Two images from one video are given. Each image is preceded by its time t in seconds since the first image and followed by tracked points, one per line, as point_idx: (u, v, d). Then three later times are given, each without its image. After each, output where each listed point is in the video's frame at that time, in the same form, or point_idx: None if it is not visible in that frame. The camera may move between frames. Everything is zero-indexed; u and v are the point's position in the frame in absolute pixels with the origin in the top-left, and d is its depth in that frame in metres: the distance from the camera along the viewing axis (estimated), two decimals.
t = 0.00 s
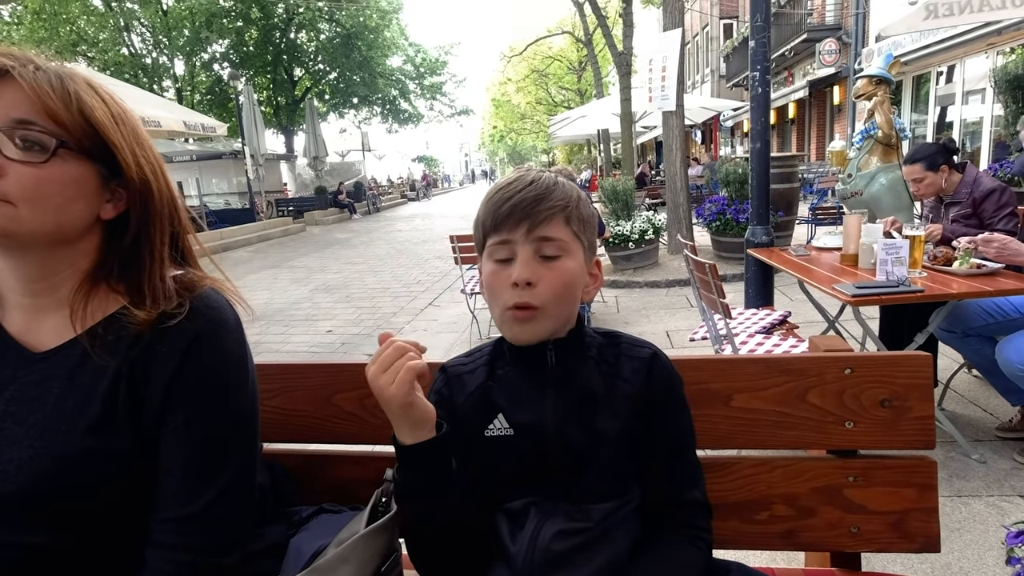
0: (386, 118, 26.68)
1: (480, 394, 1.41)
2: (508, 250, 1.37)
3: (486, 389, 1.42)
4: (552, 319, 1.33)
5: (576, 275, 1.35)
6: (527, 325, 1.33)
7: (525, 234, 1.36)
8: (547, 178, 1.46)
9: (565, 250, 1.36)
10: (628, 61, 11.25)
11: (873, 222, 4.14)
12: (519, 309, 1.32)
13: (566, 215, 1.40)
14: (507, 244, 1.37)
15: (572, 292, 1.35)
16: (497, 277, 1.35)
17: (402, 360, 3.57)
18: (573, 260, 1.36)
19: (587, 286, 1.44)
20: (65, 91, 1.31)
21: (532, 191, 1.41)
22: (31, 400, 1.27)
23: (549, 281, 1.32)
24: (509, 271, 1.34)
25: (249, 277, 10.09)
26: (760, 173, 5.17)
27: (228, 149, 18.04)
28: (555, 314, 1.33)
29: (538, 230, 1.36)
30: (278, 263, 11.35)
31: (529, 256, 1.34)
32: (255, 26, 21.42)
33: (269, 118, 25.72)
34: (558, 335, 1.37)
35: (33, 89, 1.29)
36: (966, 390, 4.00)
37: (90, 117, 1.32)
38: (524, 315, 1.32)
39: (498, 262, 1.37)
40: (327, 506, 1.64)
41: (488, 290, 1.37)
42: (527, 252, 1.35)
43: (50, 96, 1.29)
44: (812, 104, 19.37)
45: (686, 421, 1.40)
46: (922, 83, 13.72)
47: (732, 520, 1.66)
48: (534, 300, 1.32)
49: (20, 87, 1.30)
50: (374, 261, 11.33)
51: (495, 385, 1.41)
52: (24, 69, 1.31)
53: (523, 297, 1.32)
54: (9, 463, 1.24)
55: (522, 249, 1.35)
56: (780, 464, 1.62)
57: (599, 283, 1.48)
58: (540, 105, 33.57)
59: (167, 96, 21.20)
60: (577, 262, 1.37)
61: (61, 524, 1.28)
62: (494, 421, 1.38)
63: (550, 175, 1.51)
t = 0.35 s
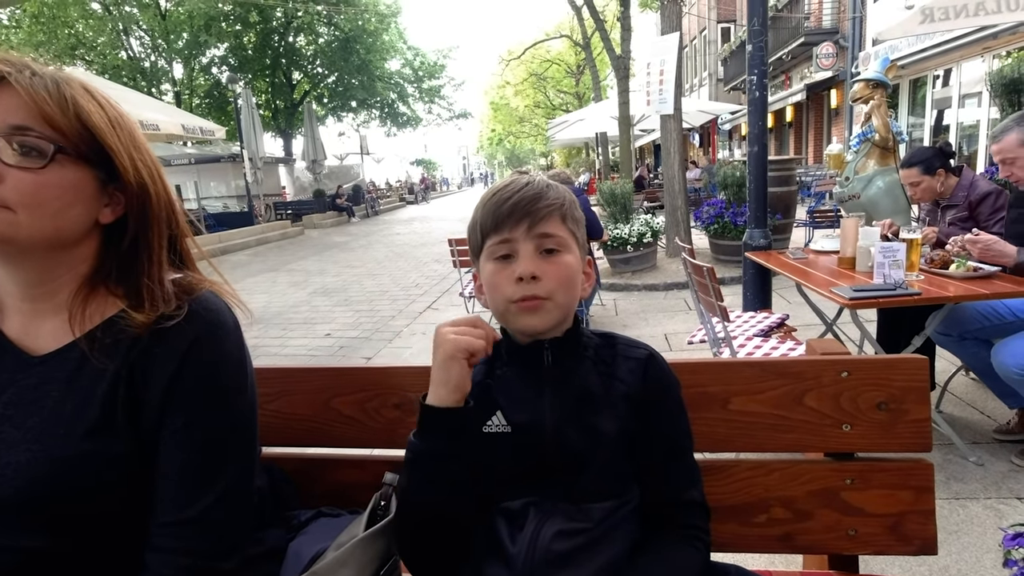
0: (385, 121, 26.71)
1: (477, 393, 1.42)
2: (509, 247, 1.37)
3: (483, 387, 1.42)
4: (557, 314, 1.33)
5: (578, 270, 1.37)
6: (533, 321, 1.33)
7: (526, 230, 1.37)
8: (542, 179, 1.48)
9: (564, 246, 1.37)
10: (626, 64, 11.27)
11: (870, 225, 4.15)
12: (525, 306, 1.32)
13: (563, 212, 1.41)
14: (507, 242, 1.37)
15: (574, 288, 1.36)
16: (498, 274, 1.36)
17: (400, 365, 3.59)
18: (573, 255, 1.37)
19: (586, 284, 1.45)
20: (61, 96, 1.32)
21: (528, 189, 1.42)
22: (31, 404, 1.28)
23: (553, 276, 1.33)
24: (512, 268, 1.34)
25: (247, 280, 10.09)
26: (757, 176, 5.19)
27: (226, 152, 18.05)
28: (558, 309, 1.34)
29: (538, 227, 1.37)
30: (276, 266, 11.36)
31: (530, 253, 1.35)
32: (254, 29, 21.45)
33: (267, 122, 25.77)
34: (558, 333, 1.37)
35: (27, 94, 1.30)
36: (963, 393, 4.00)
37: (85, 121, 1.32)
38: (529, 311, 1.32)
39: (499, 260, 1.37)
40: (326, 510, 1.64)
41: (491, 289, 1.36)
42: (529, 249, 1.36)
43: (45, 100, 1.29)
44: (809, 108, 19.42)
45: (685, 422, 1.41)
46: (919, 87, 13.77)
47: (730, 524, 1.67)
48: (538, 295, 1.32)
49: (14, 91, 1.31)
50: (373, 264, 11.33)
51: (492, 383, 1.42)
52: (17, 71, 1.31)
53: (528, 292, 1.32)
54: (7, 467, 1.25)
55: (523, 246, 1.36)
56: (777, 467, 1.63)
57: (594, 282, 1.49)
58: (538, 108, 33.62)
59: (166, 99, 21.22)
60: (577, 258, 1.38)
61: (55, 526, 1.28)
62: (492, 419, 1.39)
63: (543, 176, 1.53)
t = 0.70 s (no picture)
0: (386, 124, 26.74)
1: (482, 392, 1.43)
2: (524, 249, 1.38)
3: (488, 387, 1.43)
4: (575, 316, 1.34)
5: (594, 271, 1.38)
6: (550, 326, 1.34)
7: (540, 231, 1.37)
8: (554, 175, 1.48)
9: (580, 246, 1.38)
10: (627, 67, 11.29)
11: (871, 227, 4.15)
12: (543, 309, 1.33)
13: (577, 211, 1.42)
14: (521, 244, 1.38)
15: (590, 288, 1.37)
16: (514, 277, 1.36)
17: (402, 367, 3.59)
18: (588, 255, 1.38)
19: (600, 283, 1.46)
20: (68, 101, 1.32)
21: (541, 187, 1.42)
22: (37, 404, 1.28)
23: (570, 278, 1.34)
24: (527, 270, 1.35)
25: (249, 283, 10.10)
26: (759, 178, 5.19)
27: (227, 154, 18.09)
28: (574, 312, 1.35)
29: (552, 227, 1.38)
30: (278, 269, 11.37)
31: (546, 255, 1.36)
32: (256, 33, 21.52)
33: (269, 125, 25.85)
34: (567, 336, 1.37)
35: (35, 97, 1.31)
36: (966, 396, 4.00)
37: (92, 124, 1.32)
38: (546, 315, 1.33)
39: (513, 262, 1.38)
40: (329, 511, 1.65)
41: (506, 292, 1.37)
42: (545, 250, 1.36)
43: (53, 103, 1.30)
44: (810, 111, 19.43)
45: (693, 428, 1.39)
46: (920, 89, 13.77)
47: (732, 526, 1.66)
48: (556, 298, 1.33)
49: (21, 95, 1.31)
50: (374, 267, 11.33)
51: (497, 383, 1.43)
52: (25, 75, 1.32)
53: (545, 296, 1.33)
54: (12, 468, 1.25)
55: (537, 247, 1.37)
56: (780, 469, 1.63)
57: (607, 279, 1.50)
58: (539, 111, 33.64)
59: (168, 103, 21.29)
60: (591, 257, 1.39)
61: (58, 527, 1.28)
62: (497, 416, 1.40)
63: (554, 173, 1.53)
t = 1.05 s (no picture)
0: (392, 127, 26.79)
1: (490, 391, 1.42)
2: (546, 244, 1.34)
3: (497, 385, 1.42)
4: (596, 316, 1.34)
5: (617, 267, 1.37)
6: (572, 326, 1.33)
7: (564, 226, 1.34)
8: (573, 161, 1.44)
9: (603, 242, 1.36)
10: (632, 69, 11.29)
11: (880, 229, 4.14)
12: (566, 310, 1.31)
13: (600, 204, 1.39)
14: (543, 239, 1.34)
15: (612, 285, 1.35)
16: (535, 273, 1.33)
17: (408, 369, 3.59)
18: (611, 250, 1.36)
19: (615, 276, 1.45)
20: (131, 119, 1.38)
21: (564, 177, 1.38)
22: (49, 407, 1.28)
23: (594, 277, 1.32)
24: (551, 268, 1.32)
25: (255, 285, 10.12)
26: (766, 180, 5.18)
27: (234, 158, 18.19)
28: (596, 312, 1.35)
29: (577, 222, 1.35)
30: (285, 271, 11.40)
31: (570, 251, 1.33)
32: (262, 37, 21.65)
33: (276, 128, 25.97)
34: (581, 339, 1.37)
35: (100, 113, 1.36)
36: (976, 398, 3.98)
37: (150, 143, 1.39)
38: (569, 316, 1.32)
39: (536, 257, 1.34)
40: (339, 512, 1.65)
41: (526, 289, 1.34)
42: (568, 246, 1.33)
43: (122, 120, 1.36)
44: (817, 112, 19.37)
45: (708, 430, 1.40)
46: (927, 90, 13.72)
47: (744, 527, 1.65)
48: (580, 300, 1.31)
49: (86, 109, 1.35)
50: (380, 269, 11.34)
51: (505, 382, 1.42)
52: (88, 90, 1.36)
53: (570, 297, 1.30)
54: (26, 469, 1.26)
55: (560, 243, 1.34)
56: (792, 470, 1.62)
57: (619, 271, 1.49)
58: (544, 113, 33.68)
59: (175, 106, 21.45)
60: (614, 253, 1.37)
61: (73, 529, 1.28)
62: (502, 419, 1.39)
63: (569, 155, 1.48)
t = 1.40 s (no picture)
0: (398, 130, 26.84)
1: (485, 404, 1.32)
2: (534, 238, 1.25)
3: (493, 396, 1.33)
4: (588, 321, 1.24)
5: (613, 266, 1.26)
6: (559, 329, 1.23)
7: (555, 219, 1.25)
8: (567, 152, 1.36)
9: (597, 237, 1.26)
10: (638, 72, 11.28)
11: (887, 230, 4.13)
12: (553, 313, 1.21)
13: (595, 196, 1.30)
14: (532, 231, 1.25)
15: (607, 285, 1.25)
16: (521, 270, 1.23)
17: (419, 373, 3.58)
18: (605, 248, 1.26)
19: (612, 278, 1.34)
20: (168, 140, 1.52)
21: (556, 166, 1.30)
22: (76, 411, 1.32)
23: (586, 275, 1.21)
24: (538, 265, 1.22)
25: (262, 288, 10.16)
26: (773, 183, 5.17)
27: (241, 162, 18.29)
28: (589, 315, 1.24)
29: (569, 215, 1.25)
30: (292, 275, 11.44)
31: (560, 246, 1.23)
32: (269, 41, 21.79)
33: (283, 132, 26.10)
34: (575, 342, 1.27)
35: (144, 136, 1.48)
36: (987, 402, 3.96)
37: (179, 161, 1.54)
38: (558, 319, 1.22)
39: (522, 252, 1.25)
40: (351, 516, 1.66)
41: (511, 286, 1.24)
42: (558, 241, 1.24)
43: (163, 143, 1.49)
44: (823, 114, 19.32)
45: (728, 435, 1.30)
46: (935, 91, 13.66)
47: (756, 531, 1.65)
48: (569, 301, 1.21)
49: (132, 133, 1.46)
50: (386, 272, 11.36)
51: (500, 391, 1.33)
52: (134, 114, 1.46)
53: (558, 297, 1.20)
54: (49, 475, 1.29)
55: (550, 238, 1.24)
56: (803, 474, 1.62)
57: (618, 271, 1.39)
58: (550, 116, 33.70)
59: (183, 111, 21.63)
60: (609, 250, 1.27)
61: (98, 528, 1.31)
62: (501, 440, 1.29)
63: (563, 146, 1.40)
